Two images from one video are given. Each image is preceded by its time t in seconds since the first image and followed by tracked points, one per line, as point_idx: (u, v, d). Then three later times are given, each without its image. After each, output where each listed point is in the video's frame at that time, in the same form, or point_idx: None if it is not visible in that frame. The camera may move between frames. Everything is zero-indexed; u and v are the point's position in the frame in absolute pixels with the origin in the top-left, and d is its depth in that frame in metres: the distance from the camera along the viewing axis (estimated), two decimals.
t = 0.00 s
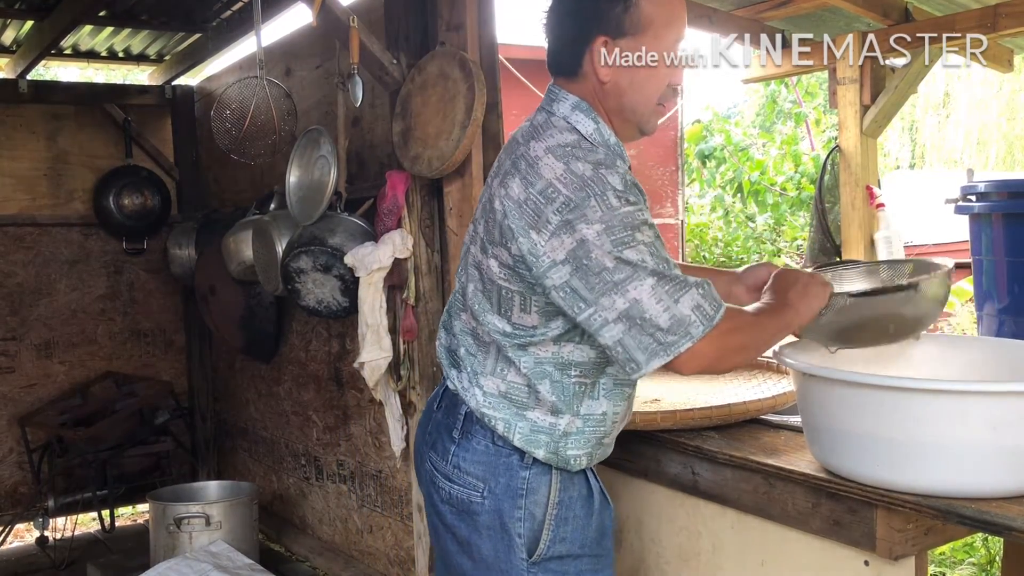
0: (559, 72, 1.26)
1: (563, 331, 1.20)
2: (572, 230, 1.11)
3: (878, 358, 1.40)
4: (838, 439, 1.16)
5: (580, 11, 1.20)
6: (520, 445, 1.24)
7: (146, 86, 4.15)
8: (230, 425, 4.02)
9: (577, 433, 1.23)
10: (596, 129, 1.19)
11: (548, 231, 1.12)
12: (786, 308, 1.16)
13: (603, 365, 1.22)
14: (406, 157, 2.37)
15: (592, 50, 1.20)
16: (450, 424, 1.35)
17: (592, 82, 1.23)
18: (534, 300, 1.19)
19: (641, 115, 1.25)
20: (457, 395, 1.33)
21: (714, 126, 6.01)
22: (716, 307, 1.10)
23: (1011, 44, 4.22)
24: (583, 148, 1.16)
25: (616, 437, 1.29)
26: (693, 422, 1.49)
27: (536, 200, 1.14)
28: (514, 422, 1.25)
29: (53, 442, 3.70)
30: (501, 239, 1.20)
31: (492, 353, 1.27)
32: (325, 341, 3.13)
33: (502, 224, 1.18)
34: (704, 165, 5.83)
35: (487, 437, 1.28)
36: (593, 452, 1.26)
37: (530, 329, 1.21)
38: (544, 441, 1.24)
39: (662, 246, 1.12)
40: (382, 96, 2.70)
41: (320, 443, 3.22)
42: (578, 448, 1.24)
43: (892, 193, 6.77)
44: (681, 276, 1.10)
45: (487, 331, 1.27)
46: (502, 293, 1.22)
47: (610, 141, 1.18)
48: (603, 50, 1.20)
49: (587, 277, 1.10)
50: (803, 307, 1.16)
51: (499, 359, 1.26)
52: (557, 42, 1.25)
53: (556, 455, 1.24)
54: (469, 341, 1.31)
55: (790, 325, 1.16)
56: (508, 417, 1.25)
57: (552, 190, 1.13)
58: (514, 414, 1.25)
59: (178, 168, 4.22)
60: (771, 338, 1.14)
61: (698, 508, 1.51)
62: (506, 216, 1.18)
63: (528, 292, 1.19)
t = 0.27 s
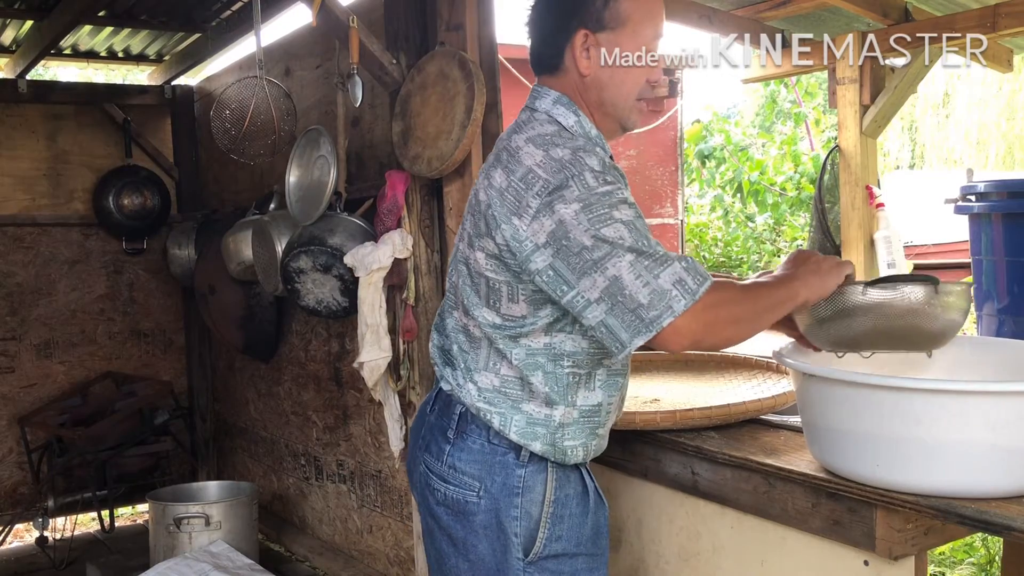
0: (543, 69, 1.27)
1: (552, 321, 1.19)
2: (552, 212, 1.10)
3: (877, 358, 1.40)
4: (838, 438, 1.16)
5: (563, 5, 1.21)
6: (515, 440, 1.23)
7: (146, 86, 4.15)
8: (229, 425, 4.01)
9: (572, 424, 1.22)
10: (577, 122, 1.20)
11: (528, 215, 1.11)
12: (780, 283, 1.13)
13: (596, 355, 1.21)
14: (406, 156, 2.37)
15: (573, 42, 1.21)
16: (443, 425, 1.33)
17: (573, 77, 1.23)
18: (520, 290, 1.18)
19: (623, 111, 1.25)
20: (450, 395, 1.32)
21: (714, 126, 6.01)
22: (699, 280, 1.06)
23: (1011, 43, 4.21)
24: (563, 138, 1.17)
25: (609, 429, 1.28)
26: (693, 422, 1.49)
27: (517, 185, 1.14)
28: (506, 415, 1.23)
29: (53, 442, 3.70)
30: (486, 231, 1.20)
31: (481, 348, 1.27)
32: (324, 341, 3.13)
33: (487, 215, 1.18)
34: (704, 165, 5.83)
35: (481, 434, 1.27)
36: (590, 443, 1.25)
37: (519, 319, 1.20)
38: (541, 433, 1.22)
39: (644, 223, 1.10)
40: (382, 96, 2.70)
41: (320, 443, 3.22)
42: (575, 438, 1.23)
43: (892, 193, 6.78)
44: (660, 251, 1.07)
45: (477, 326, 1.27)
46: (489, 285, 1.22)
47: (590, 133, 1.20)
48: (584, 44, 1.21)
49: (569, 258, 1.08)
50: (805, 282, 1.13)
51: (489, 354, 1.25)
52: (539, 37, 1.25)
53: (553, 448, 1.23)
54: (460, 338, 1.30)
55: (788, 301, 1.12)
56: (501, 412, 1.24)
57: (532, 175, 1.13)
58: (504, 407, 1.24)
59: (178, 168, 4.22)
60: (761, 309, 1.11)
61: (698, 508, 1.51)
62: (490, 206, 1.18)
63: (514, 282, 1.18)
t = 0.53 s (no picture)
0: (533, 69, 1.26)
1: (546, 321, 1.18)
2: (545, 212, 1.09)
3: (877, 359, 1.40)
4: (838, 438, 1.16)
5: (559, 5, 1.20)
6: (511, 439, 1.22)
7: (146, 86, 4.15)
8: (229, 425, 4.01)
9: (567, 422, 1.22)
10: (569, 124, 1.19)
11: (522, 215, 1.11)
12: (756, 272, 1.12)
13: (590, 354, 1.20)
14: (406, 156, 2.37)
15: (569, 45, 1.20)
16: (438, 425, 1.32)
17: (566, 79, 1.22)
18: (515, 290, 1.18)
19: (615, 113, 1.25)
20: (444, 395, 1.31)
21: (714, 127, 6.01)
22: (685, 278, 1.06)
23: (1011, 43, 4.21)
24: (555, 139, 1.16)
25: (602, 426, 1.27)
26: (692, 422, 1.48)
27: (511, 186, 1.13)
28: (501, 415, 1.22)
29: (53, 442, 3.70)
30: (479, 231, 1.18)
31: (476, 348, 1.26)
32: (325, 341, 3.13)
33: (481, 215, 1.17)
34: (704, 165, 5.82)
35: (477, 434, 1.26)
36: (585, 441, 1.24)
37: (513, 319, 1.19)
38: (537, 432, 1.22)
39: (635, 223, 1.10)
40: (382, 96, 2.70)
41: (320, 443, 3.22)
42: (569, 438, 1.23)
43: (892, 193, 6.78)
44: (649, 251, 1.07)
45: (471, 327, 1.26)
46: (483, 286, 1.20)
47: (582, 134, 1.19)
48: (581, 46, 1.20)
49: (561, 258, 1.08)
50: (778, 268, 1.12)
51: (484, 354, 1.24)
52: (534, 35, 1.23)
53: (548, 447, 1.22)
54: (454, 339, 1.29)
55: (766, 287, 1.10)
56: (496, 411, 1.23)
57: (525, 176, 1.12)
58: (499, 407, 1.23)
59: (178, 168, 4.22)
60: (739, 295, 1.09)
61: (698, 508, 1.51)
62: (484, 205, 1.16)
63: (508, 282, 1.17)
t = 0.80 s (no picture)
0: (515, 68, 1.24)
1: (540, 319, 1.18)
2: (544, 216, 1.10)
3: (877, 359, 1.40)
4: (838, 438, 1.16)
5: (549, 9, 1.17)
6: (508, 434, 1.22)
7: (146, 86, 4.15)
8: (229, 425, 4.01)
9: (561, 416, 1.22)
10: (552, 127, 1.20)
11: (521, 217, 1.11)
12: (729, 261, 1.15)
13: (582, 350, 1.21)
14: (406, 156, 2.38)
15: (559, 50, 1.19)
16: (427, 425, 1.29)
17: (551, 83, 1.21)
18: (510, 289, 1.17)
19: (594, 118, 1.26)
20: (433, 396, 1.29)
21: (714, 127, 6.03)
22: (675, 282, 1.10)
23: (1011, 43, 4.21)
24: (545, 140, 1.16)
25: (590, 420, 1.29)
26: (692, 421, 1.48)
27: (507, 189, 1.12)
28: (497, 413, 1.22)
29: (53, 442, 3.70)
30: (473, 232, 1.17)
31: (467, 348, 1.24)
32: (325, 341, 3.13)
33: (476, 215, 1.15)
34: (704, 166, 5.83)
35: (472, 431, 1.24)
36: (578, 434, 1.25)
37: (509, 319, 1.18)
38: (532, 427, 1.22)
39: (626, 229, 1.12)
40: (382, 96, 2.70)
41: (320, 443, 3.22)
42: (563, 430, 1.23)
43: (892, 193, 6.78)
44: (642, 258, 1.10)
45: (461, 327, 1.24)
46: (478, 286, 1.18)
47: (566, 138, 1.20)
48: (570, 53, 1.19)
49: (562, 261, 1.09)
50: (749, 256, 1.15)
51: (477, 353, 1.23)
52: (519, 39, 1.21)
53: (542, 441, 1.23)
54: (442, 340, 1.26)
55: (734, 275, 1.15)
56: (491, 409, 1.22)
57: (522, 179, 1.12)
58: (494, 405, 1.22)
59: (178, 168, 4.23)
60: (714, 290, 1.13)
61: (698, 508, 1.51)
62: (478, 205, 1.15)
63: (504, 282, 1.16)
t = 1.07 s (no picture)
0: (466, 85, 1.29)
1: (498, 317, 1.22)
2: (502, 219, 1.15)
3: (879, 360, 1.40)
4: (838, 438, 1.16)
5: (500, 31, 1.23)
6: (469, 423, 1.25)
7: (146, 86, 4.15)
8: (229, 425, 4.01)
9: (518, 407, 1.26)
10: (506, 138, 1.25)
11: (481, 220, 1.16)
12: (681, 313, 1.21)
13: (539, 347, 1.25)
14: (406, 157, 2.38)
15: (509, 71, 1.25)
16: (391, 418, 1.33)
17: (501, 100, 1.27)
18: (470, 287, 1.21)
19: (541, 135, 1.32)
20: (397, 391, 1.33)
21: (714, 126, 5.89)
22: (617, 296, 1.15)
23: (1011, 43, 4.22)
24: (504, 151, 1.22)
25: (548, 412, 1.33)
26: (692, 421, 1.48)
27: (469, 194, 1.18)
28: (459, 405, 1.26)
29: (53, 442, 3.70)
30: (436, 233, 1.22)
31: (430, 343, 1.28)
32: (325, 341, 3.13)
33: (441, 218, 1.21)
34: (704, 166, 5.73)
35: (436, 421, 1.27)
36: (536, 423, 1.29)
37: (469, 316, 1.22)
38: (491, 417, 1.25)
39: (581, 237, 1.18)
40: (382, 96, 2.70)
41: (320, 443, 3.22)
42: (521, 419, 1.27)
43: (893, 193, 6.78)
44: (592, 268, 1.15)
45: (424, 325, 1.28)
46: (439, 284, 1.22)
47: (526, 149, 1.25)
48: (520, 74, 1.26)
49: (517, 260, 1.14)
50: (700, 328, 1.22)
51: (439, 350, 1.27)
52: (469, 58, 1.27)
53: (502, 429, 1.26)
54: (406, 336, 1.30)
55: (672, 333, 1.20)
56: (453, 401, 1.26)
57: (483, 185, 1.18)
58: (457, 398, 1.26)
59: (178, 168, 4.23)
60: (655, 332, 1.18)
61: (698, 508, 1.51)
62: (443, 209, 1.21)
63: (464, 281, 1.21)
